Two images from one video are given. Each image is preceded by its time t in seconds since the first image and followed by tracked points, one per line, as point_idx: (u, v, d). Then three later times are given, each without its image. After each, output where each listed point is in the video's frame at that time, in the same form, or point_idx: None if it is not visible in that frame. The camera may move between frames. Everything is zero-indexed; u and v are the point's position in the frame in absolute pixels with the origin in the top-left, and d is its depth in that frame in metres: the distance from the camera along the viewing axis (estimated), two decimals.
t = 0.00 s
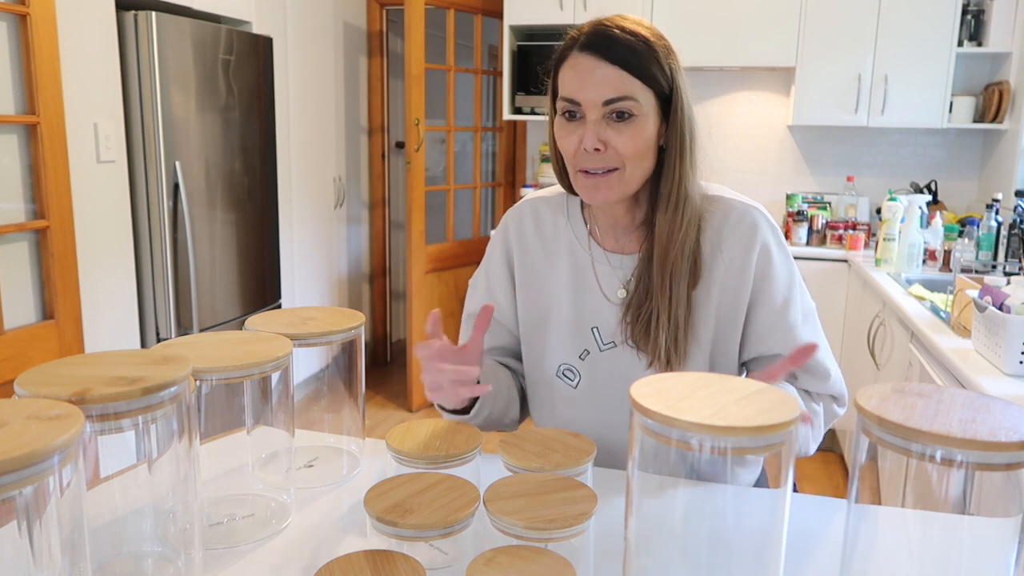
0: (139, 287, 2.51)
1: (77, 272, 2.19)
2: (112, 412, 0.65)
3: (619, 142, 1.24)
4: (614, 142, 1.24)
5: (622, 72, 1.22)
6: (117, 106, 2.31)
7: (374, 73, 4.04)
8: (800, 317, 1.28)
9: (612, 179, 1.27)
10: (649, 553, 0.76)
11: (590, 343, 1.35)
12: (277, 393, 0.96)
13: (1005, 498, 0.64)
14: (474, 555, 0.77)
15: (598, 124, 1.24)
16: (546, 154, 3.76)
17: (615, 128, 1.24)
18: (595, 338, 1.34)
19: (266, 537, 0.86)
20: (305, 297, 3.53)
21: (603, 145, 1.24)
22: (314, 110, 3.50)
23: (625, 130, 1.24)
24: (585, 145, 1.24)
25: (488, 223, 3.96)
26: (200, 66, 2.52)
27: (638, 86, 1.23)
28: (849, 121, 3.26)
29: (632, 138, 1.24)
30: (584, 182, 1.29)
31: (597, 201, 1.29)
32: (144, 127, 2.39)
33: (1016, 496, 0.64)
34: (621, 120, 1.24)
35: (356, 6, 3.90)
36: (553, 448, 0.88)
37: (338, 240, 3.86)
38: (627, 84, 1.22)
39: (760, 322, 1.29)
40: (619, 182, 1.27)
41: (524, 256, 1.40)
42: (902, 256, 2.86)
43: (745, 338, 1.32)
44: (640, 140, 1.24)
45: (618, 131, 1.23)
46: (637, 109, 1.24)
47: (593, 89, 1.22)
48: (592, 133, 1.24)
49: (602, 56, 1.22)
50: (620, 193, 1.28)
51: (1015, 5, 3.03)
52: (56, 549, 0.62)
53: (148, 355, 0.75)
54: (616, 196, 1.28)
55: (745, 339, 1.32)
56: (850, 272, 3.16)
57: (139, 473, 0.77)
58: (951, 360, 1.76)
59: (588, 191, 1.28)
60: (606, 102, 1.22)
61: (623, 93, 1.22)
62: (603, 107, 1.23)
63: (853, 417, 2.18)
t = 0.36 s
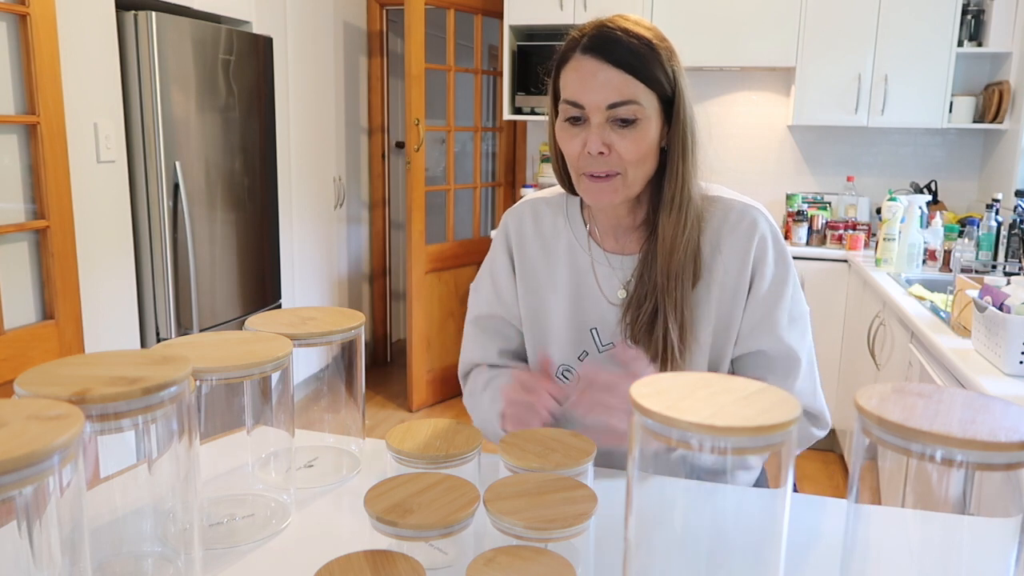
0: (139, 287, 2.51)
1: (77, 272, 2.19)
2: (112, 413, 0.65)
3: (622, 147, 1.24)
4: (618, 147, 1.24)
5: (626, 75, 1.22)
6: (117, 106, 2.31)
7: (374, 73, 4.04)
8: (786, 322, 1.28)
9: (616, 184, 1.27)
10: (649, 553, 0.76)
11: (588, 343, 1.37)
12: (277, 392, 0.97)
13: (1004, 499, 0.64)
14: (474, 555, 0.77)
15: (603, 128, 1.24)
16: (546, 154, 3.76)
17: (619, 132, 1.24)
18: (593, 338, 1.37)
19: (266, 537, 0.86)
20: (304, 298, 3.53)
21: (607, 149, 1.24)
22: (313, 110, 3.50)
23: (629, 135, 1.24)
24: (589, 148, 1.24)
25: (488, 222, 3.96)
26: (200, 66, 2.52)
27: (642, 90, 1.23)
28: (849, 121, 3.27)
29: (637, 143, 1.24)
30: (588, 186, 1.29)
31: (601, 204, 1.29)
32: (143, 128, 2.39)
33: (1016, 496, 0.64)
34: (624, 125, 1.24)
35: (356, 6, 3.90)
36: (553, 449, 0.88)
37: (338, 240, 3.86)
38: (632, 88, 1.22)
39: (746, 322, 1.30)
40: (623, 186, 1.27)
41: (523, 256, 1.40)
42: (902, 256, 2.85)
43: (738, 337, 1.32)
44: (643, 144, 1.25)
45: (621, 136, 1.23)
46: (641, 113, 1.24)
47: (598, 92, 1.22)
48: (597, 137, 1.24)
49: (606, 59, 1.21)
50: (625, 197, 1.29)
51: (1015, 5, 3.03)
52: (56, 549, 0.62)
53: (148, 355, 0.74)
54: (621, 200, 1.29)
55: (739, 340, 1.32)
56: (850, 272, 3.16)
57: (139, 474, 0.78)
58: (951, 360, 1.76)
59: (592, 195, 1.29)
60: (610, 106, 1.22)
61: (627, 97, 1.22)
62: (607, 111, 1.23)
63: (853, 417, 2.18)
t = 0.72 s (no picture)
0: (139, 287, 2.51)
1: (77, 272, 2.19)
2: (112, 413, 0.65)
3: (621, 139, 1.24)
4: (617, 139, 1.24)
5: (628, 67, 1.22)
6: (117, 106, 2.31)
7: (374, 73, 4.04)
8: (783, 314, 1.29)
9: (614, 177, 1.27)
10: (649, 554, 0.75)
11: (587, 338, 1.35)
12: (277, 392, 0.97)
13: (1004, 498, 0.65)
14: (474, 555, 0.77)
15: (603, 120, 1.24)
16: (546, 154, 3.76)
17: (619, 125, 1.24)
18: (593, 333, 1.35)
19: (266, 537, 0.86)
20: (304, 298, 3.53)
21: (605, 140, 1.24)
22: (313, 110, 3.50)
23: (628, 127, 1.24)
24: (588, 140, 1.24)
25: (488, 222, 3.96)
26: (200, 66, 2.52)
27: (643, 83, 1.23)
28: (849, 121, 3.27)
29: (635, 136, 1.24)
30: (585, 179, 1.29)
31: (599, 197, 1.29)
32: (144, 127, 2.39)
33: (1016, 496, 0.64)
34: (624, 117, 1.24)
35: (356, 6, 3.90)
36: (553, 448, 0.88)
37: (338, 240, 3.86)
38: (632, 80, 1.22)
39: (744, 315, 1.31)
40: (621, 180, 1.27)
41: (524, 252, 1.40)
42: (902, 256, 2.86)
43: (738, 332, 1.32)
44: (643, 138, 1.25)
45: (621, 128, 1.23)
46: (640, 105, 1.24)
47: (598, 84, 1.22)
48: (596, 128, 1.24)
49: (609, 51, 1.21)
50: (622, 191, 1.28)
51: (1015, 5, 3.03)
52: (56, 549, 0.62)
53: (148, 355, 0.74)
54: (619, 193, 1.28)
55: (738, 335, 1.32)
56: (850, 272, 3.16)
57: (139, 473, 0.77)
58: (950, 360, 1.76)
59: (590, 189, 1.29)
60: (610, 97, 1.22)
61: (627, 89, 1.22)
62: (607, 102, 1.23)
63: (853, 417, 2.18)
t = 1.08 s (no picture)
0: (139, 287, 2.51)
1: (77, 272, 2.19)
2: (112, 412, 0.65)
3: (621, 135, 1.24)
4: (616, 134, 1.24)
5: (628, 62, 1.22)
6: (117, 105, 2.31)
7: (374, 73, 4.04)
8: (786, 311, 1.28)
9: (614, 173, 1.26)
10: (650, 554, 0.75)
11: (587, 340, 1.36)
12: (277, 392, 0.97)
13: (1005, 498, 0.65)
14: (474, 555, 0.77)
15: (603, 114, 1.24)
16: (546, 154, 3.76)
17: (619, 120, 1.24)
18: (593, 335, 1.36)
19: (266, 537, 0.86)
20: (304, 298, 3.53)
21: (605, 136, 1.24)
22: (313, 110, 3.50)
23: (627, 122, 1.24)
24: (588, 135, 1.24)
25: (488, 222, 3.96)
26: (200, 66, 2.52)
27: (642, 78, 1.23)
28: (849, 121, 3.27)
29: (635, 132, 1.24)
30: (586, 175, 1.28)
31: (599, 193, 1.28)
32: (143, 127, 2.39)
33: (1017, 496, 0.64)
34: (623, 112, 1.24)
35: (356, 6, 3.90)
36: (553, 449, 0.88)
37: (338, 240, 3.86)
38: (632, 75, 1.22)
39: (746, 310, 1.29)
40: (622, 175, 1.27)
41: (522, 254, 1.39)
42: (902, 256, 2.86)
43: (740, 330, 1.31)
44: (642, 133, 1.25)
45: (621, 123, 1.23)
46: (640, 100, 1.24)
47: (598, 79, 1.22)
48: (596, 123, 1.24)
49: (609, 46, 1.21)
50: (622, 186, 1.28)
51: (1015, 5, 3.03)
52: (56, 549, 0.62)
53: (148, 355, 0.74)
54: (619, 188, 1.28)
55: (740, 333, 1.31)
56: (849, 272, 3.16)
57: (139, 473, 0.77)
58: (950, 360, 1.76)
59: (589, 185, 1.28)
60: (610, 92, 1.22)
61: (627, 84, 1.22)
62: (607, 97, 1.23)
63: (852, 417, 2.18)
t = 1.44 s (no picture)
0: (139, 287, 2.51)
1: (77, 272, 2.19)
2: (112, 412, 0.65)
3: (625, 128, 1.23)
4: (620, 128, 1.23)
5: (635, 56, 1.23)
6: (117, 105, 2.31)
7: (374, 72, 4.04)
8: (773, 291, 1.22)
9: (614, 167, 1.26)
10: (651, 555, 0.75)
11: (590, 336, 1.35)
12: (277, 393, 0.96)
13: (1005, 498, 0.66)
14: (474, 556, 0.77)
15: (608, 107, 1.24)
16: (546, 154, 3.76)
17: (623, 113, 1.24)
18: (594, 331, 1.35)
19: (266, 537, 0.86)
20: (304, 298, 3.53)
21: (609, 128, 1.23)
22: (313, 110, 3.50)
23: (631, 116, 1.24)
24: (592, 126, 1.24)
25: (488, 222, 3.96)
26: (200, 66, 2.52)
27: (648, 74, 1.24)
28: (850, 121, 3.26)
29: (639, 125, 1.24)
30: (586, 169, 1.27)
31: (600, 188, 1.27)
32: (144, 127, 2.39)
33: (1016, 496, 0.65)
34: (628, 105, 1.24)
35: (356, 6, 3.90)
36: (553, 449, 0.88)
37: (338, 240, 3.86)
38: (638, 70, 1.23)
39: (731, 292, 1.24)
40: (623, 170, 1.26)
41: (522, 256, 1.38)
42: (902, 256, 2.86)
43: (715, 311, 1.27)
44: (646, 128, 1.24)
45: (625, 116, 1.23)
46: (645, 94, 1.24)
47: (605, 71, 1.23)
48: (601, 116, 1.24)
49: (616, 39, 1.22)
50: (624, 182, 1.27)
51: (1015, 5, 3.03)
52: (56, 550, 0.62)
53: (149, 355, 0.74)
54: (619, 184, 1.27)
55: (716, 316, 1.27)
56: (849, 272, 3.16)
57: (139, 473, 0.77)
58: (950, 360, 1.76)
59: (590, 177, 1.27)
60: (616, 84, 1.23)
61: (633, 78, 1.23)
62: (613, 90, 1.23)
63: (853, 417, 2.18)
